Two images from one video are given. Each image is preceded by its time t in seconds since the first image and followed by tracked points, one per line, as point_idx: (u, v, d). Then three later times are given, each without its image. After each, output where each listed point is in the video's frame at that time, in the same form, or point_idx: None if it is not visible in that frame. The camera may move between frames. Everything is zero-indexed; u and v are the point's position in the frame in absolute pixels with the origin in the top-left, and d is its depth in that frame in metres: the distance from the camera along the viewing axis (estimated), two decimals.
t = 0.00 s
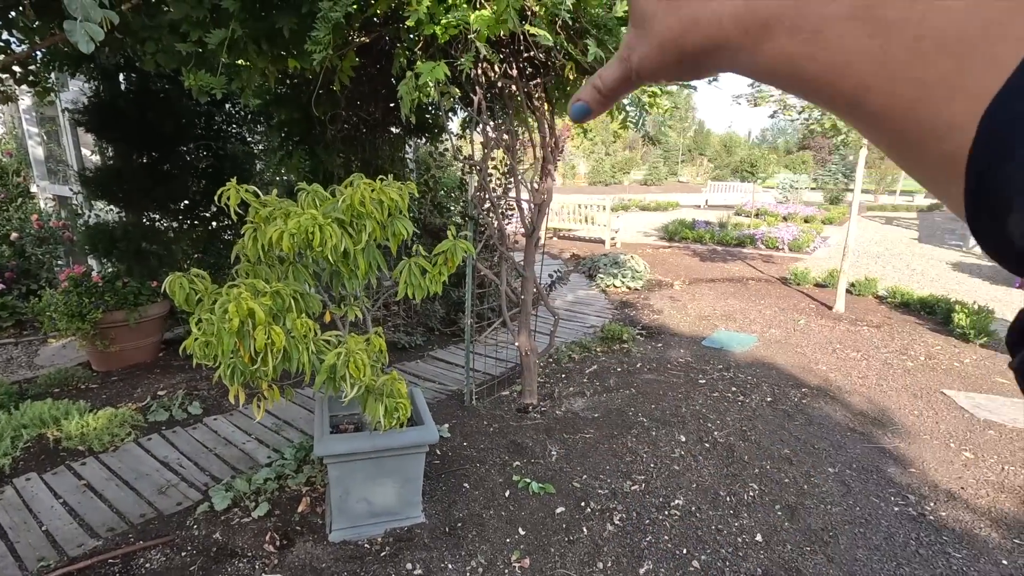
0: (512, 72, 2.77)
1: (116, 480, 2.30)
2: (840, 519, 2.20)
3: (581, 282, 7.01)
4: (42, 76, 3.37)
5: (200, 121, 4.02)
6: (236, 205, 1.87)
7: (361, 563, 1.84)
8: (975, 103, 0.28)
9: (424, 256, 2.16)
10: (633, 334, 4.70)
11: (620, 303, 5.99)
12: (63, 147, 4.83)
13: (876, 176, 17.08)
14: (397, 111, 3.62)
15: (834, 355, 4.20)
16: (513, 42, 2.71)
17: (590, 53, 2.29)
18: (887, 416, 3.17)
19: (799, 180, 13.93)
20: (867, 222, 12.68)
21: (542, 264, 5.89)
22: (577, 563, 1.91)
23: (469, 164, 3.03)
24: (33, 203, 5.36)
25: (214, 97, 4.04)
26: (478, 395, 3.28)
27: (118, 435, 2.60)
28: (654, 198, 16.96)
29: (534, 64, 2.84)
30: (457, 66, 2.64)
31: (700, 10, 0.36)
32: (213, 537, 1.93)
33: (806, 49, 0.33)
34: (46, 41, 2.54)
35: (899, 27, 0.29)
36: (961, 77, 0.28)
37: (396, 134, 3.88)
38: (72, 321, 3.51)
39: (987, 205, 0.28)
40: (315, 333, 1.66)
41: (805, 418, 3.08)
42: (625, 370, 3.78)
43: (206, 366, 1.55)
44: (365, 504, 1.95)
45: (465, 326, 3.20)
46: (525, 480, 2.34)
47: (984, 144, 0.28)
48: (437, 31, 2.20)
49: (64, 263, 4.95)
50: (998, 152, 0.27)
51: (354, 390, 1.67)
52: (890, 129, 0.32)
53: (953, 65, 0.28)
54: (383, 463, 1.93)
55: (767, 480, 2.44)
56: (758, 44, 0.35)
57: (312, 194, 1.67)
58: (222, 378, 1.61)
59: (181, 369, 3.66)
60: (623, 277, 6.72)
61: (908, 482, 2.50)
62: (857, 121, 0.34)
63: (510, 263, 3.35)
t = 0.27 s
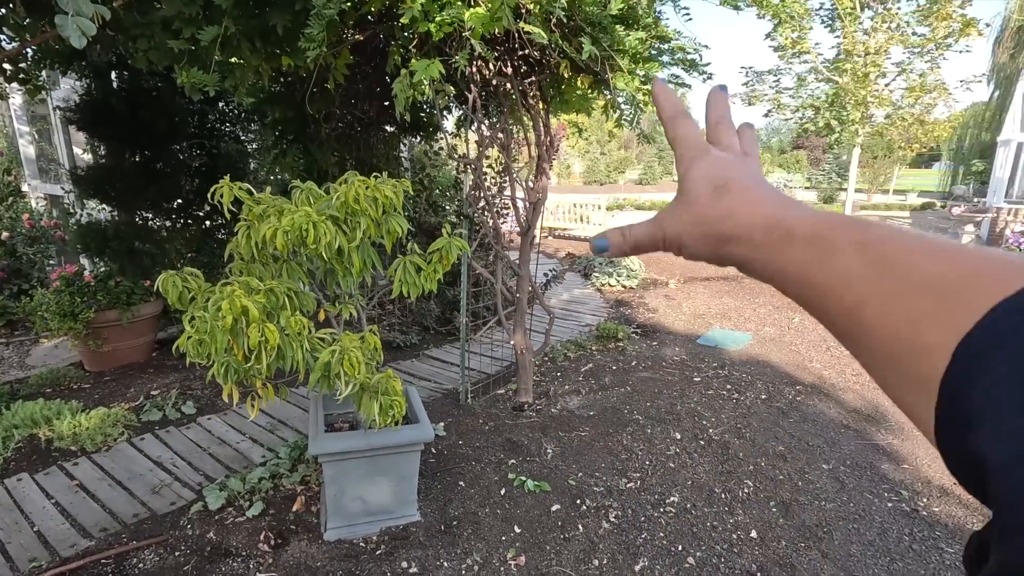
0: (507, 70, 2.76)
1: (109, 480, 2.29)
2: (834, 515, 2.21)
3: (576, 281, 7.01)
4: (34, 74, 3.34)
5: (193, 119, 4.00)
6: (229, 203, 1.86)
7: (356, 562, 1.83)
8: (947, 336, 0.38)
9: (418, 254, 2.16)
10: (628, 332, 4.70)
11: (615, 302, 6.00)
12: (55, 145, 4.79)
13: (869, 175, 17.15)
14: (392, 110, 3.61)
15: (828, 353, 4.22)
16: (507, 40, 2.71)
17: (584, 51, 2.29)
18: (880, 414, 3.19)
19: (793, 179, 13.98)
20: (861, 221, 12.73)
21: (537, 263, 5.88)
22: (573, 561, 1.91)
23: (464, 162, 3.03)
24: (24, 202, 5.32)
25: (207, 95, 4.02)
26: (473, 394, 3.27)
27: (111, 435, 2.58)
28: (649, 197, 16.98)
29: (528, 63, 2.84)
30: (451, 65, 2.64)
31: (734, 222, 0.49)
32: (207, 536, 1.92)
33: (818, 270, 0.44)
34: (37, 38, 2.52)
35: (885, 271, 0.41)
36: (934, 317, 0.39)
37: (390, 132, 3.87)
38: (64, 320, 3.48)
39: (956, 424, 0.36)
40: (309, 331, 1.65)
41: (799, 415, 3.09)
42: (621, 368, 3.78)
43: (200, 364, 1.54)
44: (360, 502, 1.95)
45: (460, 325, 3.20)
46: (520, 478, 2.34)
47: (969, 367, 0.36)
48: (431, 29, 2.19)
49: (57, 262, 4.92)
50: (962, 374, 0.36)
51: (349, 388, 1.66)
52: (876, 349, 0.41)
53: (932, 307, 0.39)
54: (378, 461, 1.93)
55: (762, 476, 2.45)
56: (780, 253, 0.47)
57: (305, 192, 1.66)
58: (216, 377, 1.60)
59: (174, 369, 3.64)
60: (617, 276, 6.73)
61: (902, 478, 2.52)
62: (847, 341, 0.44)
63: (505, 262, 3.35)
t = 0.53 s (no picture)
0: (503, 64, 2.75)
1: (103, 476, 2.27)
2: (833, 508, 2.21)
3: (572, 278, 7.01)
4: (25, 68, 3.31)
5: (187, 115, 3.97)
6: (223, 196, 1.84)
7: (353, 557, 1.82)
8: None
9: (414, 248, 2.15)
10: (625, 328, 4.70)
11: (612, 298, 6.00)
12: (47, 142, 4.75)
13: (864, 172, 17.20)
14: (388, 105, 3.60)
15: (824, 348, 4.23)
16: (503, 33, 2.70)
17: (580, 44, 2.28)
18: (877, 408, 3.20)
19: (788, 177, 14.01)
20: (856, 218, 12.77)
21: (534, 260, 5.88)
22: (570, 555, 1.90)
23: (460, 158, 3.01)
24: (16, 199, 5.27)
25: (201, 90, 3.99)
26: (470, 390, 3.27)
27: (105, 432, 2.56)
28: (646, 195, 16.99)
29: (525, 57, 2.82)
30: (447, 58, 2.62)
31: (705, 477, 0.50)
32: (202, 532, 1.91)
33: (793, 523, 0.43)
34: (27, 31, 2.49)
35: (830, 514, 0.40)
36: (890, 559, 0.36)
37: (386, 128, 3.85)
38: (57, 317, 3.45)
39: None
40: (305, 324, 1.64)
41: (796, 410, 3.10)
42: (617, 364, 3.78)
43: (194, 358, 1.53)
44: (357, 497, 1.94)
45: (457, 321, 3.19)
46: (517, 473, 2.33)
47: None
48: (427, 21, 2.18)
49: (49, 260, 4.87)
50: None
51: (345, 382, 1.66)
52: None
53: (880, 556, 0.37)
54: (375, 456, 1.92)
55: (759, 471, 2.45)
56: (749, 502, 0.46)
57: (300, 184, 1.65)
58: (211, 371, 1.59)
59: (169, 366, 3.61)
60: (614, 272, 6.73)
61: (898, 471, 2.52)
62: None
63: (501, 258, 3.34)
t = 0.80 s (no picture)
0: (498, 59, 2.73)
1: (95, 475, 2.25)
2: (828, 503, 2.22)
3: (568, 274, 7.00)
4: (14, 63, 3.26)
5: (179, 110, 3.93)
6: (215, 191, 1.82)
7: (348, 554, 1.81)
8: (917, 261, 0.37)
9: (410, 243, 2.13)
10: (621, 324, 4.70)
11: (607, 294, 5.99)
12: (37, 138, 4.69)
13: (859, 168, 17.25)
14: (382, 100, 3.57)
15: (819, 344, 4.24)
16: (499, 27, 2.67)
17: (576, 38, 2.27)
18: (872, 403, 3.21)
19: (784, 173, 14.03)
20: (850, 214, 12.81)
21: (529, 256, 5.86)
22: (566, 551, 1.90)
23: (455, 153, 3.00)
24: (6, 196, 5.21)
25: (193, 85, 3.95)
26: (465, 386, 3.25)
27: (97, 431, 2.54)
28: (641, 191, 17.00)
29: (520, 51, 2.80)
30: (442, 52, 2.60)
31: (673, 197, 0.48)
32: (196, 531, 1.90)
33: (774, 218, 0.44)
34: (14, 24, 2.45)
35: (830, 213, 0.41)
36: (901, 240, 0.38)
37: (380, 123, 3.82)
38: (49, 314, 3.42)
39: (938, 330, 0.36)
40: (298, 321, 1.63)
41: (791, 405, 3.10)
42: (613, 360, 3.78)
43: (186, 356, 1.51)
44: (352, 495, 1.93)
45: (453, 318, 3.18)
46: (513, 469, 2.33)
47: (951, 305, 0.36)
48: (421, 15, 2.16)
49: (41, 256, 4.83)
50: (937, 302, 0.37)
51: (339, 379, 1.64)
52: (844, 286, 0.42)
53: (889, 242, 0.39)
54: (370, 453, 1.91)
55: (755, 466, 2.45)
56: (727, 217, 0.46)
57: (294, 179, 1.63)
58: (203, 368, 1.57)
59: (163, 363, 3.59)
60: (610, 269, 6.73)
61: (893, 466, 2.53)
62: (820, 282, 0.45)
63: (497, 254, 3.32)
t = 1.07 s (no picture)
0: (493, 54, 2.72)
1: (90, 473, 2.24)
2: (823, 497, 2.23)
3: (564, 270, 7.00)
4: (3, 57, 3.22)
5: (172, 105, 3.90)
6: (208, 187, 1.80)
7: (344, 551, 1.81)
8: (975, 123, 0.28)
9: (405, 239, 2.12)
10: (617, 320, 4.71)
11: (603, 290, 5.99)
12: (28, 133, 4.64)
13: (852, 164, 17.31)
14: (377, 96, 3.55)
15: (813, 339, 4.26)
16: (493, 22, 2.66)
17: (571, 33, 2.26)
18: (865, 397, 3.23)
19: (778, 169, 14.07)
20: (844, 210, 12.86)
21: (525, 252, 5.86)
22: (562, 546, 1.90)
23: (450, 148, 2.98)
24: None
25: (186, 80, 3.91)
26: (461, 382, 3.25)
27: (91, 429, 2.52)
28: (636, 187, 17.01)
29: (515, 46, 2.79)
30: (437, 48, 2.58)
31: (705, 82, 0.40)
32: (191, 528, 1.89)
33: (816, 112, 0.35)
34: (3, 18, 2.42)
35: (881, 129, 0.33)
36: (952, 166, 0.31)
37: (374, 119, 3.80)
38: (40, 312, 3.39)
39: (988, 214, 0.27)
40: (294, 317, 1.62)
41: (786, 400, 3.12)
42: (609, 356, 3.78)
43: (181, 353, 1.50)
44: (348, 491, 1.93)
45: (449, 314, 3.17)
46: (509, 464, 2.33)
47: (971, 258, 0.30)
48: (416, 9, 2.14)
49: (32, 253, 4.78)
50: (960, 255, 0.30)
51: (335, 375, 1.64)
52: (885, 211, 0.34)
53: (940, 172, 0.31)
54: (366, 449, 1.90)
55: (750, 461, 2.46)
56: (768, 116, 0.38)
57: (288, 174, 1.62)
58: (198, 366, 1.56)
59: (157, 360, 3.56)
60: (605, 264, 6.73)
61: (886, 459, 2.55)
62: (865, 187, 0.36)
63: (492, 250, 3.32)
